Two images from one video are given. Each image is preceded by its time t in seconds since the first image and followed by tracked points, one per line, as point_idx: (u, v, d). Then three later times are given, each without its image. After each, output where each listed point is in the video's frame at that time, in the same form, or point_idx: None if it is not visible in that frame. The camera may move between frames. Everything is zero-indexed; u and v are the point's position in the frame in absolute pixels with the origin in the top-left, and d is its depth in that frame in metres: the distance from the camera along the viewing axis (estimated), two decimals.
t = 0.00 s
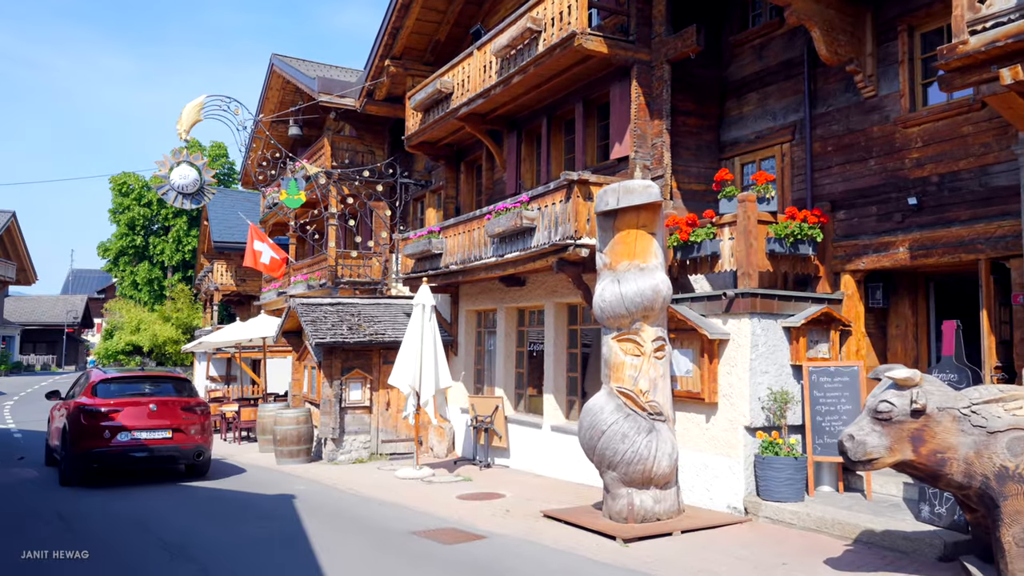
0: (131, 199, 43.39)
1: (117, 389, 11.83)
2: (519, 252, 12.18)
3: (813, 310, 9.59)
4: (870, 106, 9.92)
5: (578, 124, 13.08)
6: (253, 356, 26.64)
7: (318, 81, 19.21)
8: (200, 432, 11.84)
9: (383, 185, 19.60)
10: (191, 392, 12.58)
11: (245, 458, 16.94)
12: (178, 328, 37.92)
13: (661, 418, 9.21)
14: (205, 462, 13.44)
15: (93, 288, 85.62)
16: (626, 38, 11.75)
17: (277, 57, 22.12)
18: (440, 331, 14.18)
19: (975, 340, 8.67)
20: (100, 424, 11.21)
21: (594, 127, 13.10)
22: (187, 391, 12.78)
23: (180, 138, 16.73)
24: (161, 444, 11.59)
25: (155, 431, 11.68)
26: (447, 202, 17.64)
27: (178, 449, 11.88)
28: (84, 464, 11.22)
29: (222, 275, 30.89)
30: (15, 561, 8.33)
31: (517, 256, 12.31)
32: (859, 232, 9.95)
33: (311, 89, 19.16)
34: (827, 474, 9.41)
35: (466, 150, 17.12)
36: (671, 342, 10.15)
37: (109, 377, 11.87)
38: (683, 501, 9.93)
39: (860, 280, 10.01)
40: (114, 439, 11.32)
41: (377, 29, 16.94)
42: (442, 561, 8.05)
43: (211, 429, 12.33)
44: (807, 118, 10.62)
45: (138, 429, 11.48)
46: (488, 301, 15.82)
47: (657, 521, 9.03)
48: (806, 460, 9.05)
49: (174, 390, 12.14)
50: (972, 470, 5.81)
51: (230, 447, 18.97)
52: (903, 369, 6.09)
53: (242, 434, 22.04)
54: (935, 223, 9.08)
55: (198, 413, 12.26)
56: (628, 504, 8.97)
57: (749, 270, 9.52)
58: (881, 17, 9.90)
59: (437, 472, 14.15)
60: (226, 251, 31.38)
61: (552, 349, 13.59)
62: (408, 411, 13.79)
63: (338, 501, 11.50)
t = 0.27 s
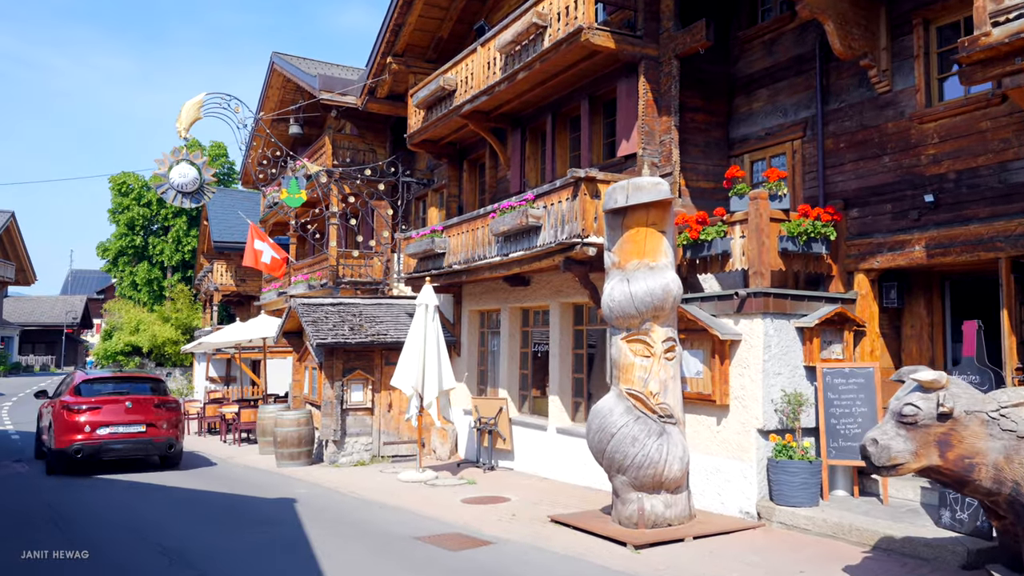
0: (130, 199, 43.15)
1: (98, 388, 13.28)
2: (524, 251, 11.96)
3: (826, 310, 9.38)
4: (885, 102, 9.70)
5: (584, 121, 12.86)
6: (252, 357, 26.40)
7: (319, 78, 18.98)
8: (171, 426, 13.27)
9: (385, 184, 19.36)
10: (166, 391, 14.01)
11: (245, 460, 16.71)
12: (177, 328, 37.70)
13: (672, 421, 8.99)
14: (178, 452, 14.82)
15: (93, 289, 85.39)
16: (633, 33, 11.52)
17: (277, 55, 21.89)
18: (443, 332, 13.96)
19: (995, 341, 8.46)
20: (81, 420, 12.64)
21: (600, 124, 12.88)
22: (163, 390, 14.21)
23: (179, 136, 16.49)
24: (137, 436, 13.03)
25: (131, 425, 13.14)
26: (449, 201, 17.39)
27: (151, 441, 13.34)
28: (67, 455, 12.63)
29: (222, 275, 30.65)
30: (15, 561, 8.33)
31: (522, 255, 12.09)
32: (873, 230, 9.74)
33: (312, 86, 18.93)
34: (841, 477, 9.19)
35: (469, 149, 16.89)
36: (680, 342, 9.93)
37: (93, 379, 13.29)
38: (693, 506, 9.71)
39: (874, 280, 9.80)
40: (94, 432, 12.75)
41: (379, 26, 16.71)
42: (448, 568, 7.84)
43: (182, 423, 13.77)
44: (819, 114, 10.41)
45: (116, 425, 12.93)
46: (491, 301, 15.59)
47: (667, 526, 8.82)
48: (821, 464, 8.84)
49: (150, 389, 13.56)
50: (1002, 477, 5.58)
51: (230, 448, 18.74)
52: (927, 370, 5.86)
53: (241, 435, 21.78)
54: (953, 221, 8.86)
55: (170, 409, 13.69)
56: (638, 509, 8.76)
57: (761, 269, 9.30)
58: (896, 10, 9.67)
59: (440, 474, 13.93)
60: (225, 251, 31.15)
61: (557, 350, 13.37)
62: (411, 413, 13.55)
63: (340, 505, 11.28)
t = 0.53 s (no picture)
0: (130, 198, 42.93)
1: (82, 388, 14.46)
2: (531, 250, 11.76)
3: (841, 310, 9.20)
4: (901, 97, 9.52)
5: (591, 118, 12.66)
6: (253, 357, 26.14)
7: (321, 76, 18.79)
8: (149, 422, 14.39)
9: (387, 182, 19.15)
10: (145, 391, 15.20)
11: (247, 462, 16.50)
12: (177, 328, 37.50)
13: (685, 423, 8.79)
14: (159, 446, 16.09)
15: (92, 289, 85.18)
16: (642, 28, 11.31)
17: (279, 53, 21.70)
18: (447, 332, 13.75)
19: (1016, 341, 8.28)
20: (67, 416, 13.81)
21: (608, 121, 12.68)
22: (145, 390, 15.42)
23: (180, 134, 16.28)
24: (120, 431, 14.24)
25: (113, 421, 14.31)
26: (453, 199, 17.17)
27: (131, 435, 14.50)
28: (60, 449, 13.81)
29: (222, 275, 30.44)
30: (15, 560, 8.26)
31: (529, 254, 11.88)
32: (889, 228, 9.55)
33: (314, 84, 18.73)
34: (857, 481, 9.01)
35: (473, 147, 16.70)
36: (692, 343, 9.75)
37: (82, 379, 14.50)
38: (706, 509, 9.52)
39: (890, 279, 9.62)
40: (78, 427, 13.98)
41: (383, 22, 16.49)
42: (458, 572, 7.65)
43: (160, 419, 14.93)
44: (833, 110, 10.23)
45: (98, 420, 14.10)
46: (496, 301, 15.39)
47: (680, 531, 8.62)
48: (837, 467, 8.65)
49: (133, 389, 14.75)
50: None
51: (231, 450, 18.54)
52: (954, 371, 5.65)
53: (242, 437, 21.51)
54: (972, 218, 8.68)
55: (148, 407, 14.90)
56: (651, 513, 8.56)
57: (775, 268, 9.11)
58: (912, 4, 9.49)
59: (445, 476, 13.72)
60: (226, 250, 30.94)
61: (563, 350, 13.16)
62: (415, 415, 13.29)
63: (344, 507, 11.08)
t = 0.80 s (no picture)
0: (131, 199, 42.71)
1: (80, 388, 16.25)
2: (542, 250, 11.57)
3: (862, 312, 9.01)
4: (922, 94, 9.32)
5: (602, 117, 12.48)
6: (255, 359, 25.86)
7: (326, 74, 18.59)
8: (133, 416, 16.23)
9: (393, 182, 18.94)
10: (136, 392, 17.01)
11: (250, 464, 16.29)
12: (178, 329, 37.30)
13: (702, 427, 8.60)
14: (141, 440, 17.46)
15: (91, 291, 84.98)
16: (656, 25, 11.11)
17: (282, 52, 21.50)
18: (455, 333, 13.55)
19: None
20: (60, 412, 15.49)
21: (619, 120, 12.50)
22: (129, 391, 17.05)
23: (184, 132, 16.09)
24: (106, 425, 15.94)
25: (100, 418, 15.99)
26: (459, 199, 16.95)
27: (117, 429, 16.15)
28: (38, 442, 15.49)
29: (224, 275, 30.26)
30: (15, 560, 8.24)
31: (540, 254, 11.69)
32: (909, 227, 9.35)
33: (319, 82, 18.53)
34: (878, 486, 8.82)
35: (480, 146, 16.51)
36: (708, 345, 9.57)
37: (97, 378, 16.58)
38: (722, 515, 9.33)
39: (910, 280, 9.43)
40: (69, 422, 15.71)
41: (389, 19, 16.28)
42: None
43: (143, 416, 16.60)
44: (851, 108, 10.04)
45: (93, 416, 15.88)
46: (504, 302, 15.19)
47: (698, 537, 8.42)
48: (858, 472, 8.47)
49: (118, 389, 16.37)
50: None
51: (234, 453, 18.33)
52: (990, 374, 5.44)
53: (245, 439, 21.11)
54: (996, 218, 8.49)
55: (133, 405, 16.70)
56: (668, 519, 8.37)
57: (794, 268, 8.91)
58: None
59: (452, 480, 13.52)
60: (227, 251, 30.73)
61: (573, 352, 12.96)
62: (422, 416, 13.17)
63: (351, 512, 10.88)
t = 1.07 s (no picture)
0: (132, 205, 42.51)
1: (72, 396, 17.75)
2: (552, 256, 11.39)
3: (883, 319, 8.82)
4: (942, 98, 9.16)
5: (613, 121, 12.33)
6: (257, 367, 25.70)
7: (331, 79, 18.48)
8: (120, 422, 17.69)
9: (398, 188, 18.78)
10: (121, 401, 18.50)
11: (254, 474, 16.08)
12: (178, 337, 37.11)
13: (720, 436, 8.39)
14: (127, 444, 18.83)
15: (91, 298, 84.70)
16: (669, 28, 10.97)
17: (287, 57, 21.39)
18: (463, 341, 13.36)
19: None
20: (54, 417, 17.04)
21: (630, 124, 12.34)
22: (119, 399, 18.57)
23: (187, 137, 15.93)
24: (95, 429, 17.47)
25: (91, 422, 17.55)
26: (465, 205, 16.75)
27: (105, 434, 17.67)
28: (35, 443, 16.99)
29: (226, 282, 30.10)
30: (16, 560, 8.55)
31: (551, 261, 11.51)
32: (930, 233, 9.18)
33: (324, 88, 18.41)
34: (900, 497, 8.63)
35: (487, 152, 16.36)
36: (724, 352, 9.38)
37: (89, 386, 18.16)
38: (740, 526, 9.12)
39: (930, 286, 9.26)
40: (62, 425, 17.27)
41: (395, 24, 16.17)
42: None
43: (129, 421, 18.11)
44: (868, 111, 9.88)
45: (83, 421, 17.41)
46: (511, 309, 15.00)
47: (717, 550, 8.21)
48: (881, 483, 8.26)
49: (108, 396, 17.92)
50: None
51: (236, 461, 18.12)
52: None
53: (246, 448, 20.97)
54: (1021, 223, 8.31)
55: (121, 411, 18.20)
56: (686, 531, 8.16)
57: (813, 274, 8.73)
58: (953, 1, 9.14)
59: (459, 490, 13.31)
60: (229, 258, 30.55)
61: (583, 359, 12.76)
62: (429, 425, 12.99)
63: (359, 523, 10.68)
